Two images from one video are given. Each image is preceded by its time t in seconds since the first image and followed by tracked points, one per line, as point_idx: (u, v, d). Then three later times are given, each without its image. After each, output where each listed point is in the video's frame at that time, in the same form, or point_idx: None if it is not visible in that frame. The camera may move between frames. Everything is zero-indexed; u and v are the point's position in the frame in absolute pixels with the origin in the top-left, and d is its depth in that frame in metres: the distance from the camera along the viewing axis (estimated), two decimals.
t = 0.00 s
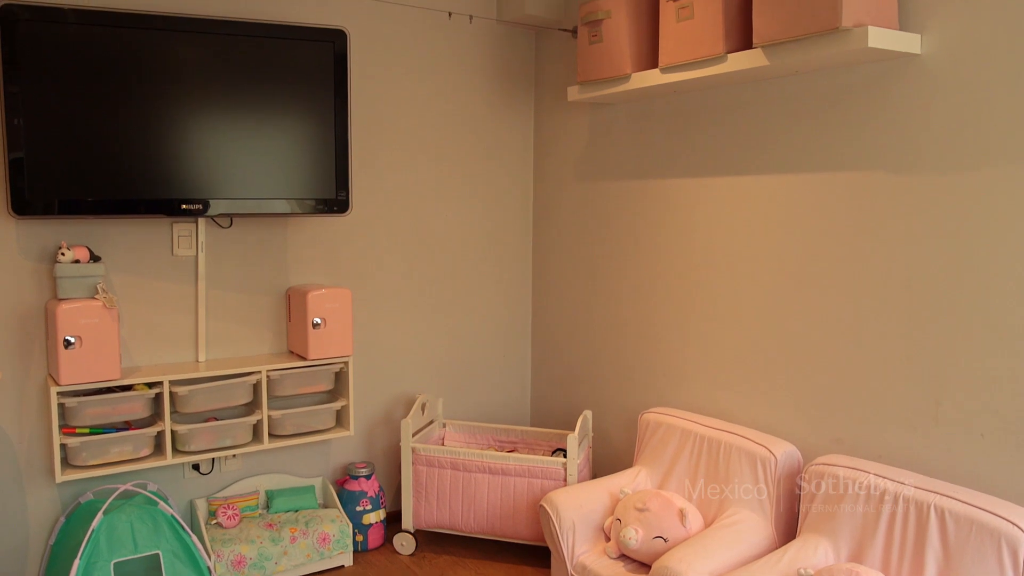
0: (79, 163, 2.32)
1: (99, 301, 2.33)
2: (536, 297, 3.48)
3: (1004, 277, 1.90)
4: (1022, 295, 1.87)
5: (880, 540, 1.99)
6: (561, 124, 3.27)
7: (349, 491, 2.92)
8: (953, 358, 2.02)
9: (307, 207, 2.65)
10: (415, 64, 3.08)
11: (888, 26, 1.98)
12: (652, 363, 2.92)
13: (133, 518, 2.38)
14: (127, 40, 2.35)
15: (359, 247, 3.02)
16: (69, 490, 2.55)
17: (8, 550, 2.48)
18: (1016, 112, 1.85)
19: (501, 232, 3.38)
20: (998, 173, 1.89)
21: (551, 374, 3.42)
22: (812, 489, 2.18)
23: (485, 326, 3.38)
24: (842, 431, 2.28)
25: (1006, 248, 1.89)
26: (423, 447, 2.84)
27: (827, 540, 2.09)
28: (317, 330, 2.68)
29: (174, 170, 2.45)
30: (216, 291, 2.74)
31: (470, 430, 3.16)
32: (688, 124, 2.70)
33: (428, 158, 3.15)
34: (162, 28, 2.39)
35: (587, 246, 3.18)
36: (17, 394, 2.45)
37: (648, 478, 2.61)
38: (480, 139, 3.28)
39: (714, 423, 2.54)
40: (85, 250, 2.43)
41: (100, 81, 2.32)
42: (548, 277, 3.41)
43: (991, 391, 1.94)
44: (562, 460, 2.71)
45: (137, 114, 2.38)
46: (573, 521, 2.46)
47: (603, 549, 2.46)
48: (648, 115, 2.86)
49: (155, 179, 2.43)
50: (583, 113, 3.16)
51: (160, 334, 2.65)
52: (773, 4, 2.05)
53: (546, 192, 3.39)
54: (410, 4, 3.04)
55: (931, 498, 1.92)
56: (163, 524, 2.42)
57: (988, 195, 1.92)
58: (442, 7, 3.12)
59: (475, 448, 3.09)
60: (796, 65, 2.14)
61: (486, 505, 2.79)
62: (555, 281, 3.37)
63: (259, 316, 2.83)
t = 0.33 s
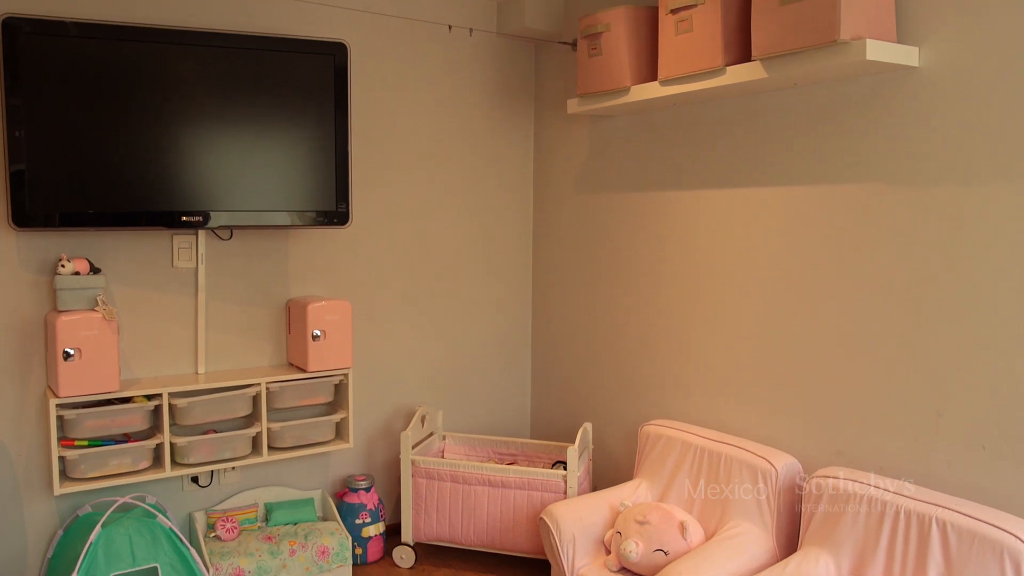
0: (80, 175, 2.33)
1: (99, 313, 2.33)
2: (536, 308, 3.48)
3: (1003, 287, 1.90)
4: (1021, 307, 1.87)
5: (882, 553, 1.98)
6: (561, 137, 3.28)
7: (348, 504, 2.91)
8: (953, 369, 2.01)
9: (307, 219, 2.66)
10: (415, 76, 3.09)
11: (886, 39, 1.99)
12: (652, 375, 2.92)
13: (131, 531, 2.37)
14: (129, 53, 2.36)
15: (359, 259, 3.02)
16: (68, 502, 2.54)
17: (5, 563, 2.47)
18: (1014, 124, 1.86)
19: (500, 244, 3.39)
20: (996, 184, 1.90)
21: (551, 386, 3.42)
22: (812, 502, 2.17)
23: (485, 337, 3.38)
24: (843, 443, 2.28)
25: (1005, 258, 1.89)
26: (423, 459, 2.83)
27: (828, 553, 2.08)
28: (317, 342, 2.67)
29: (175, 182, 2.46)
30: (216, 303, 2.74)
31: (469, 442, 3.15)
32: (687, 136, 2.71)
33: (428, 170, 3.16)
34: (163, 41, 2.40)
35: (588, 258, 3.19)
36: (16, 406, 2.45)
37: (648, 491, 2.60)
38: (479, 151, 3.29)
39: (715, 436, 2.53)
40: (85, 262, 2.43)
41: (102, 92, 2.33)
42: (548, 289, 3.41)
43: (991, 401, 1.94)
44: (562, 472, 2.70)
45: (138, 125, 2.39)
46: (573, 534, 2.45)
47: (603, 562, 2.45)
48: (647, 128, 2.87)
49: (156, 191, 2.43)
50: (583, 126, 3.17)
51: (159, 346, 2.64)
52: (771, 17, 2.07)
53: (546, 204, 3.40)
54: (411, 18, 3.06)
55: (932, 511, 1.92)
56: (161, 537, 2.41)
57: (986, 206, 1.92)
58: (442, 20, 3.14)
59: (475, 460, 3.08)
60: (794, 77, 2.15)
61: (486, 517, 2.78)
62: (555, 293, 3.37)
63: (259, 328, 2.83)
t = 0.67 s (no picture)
0: (80, 186, 2.33)
1: (98, 324, 2.33)
2: (536, 320, 3.48)
3: (1001, 290, 1.91)
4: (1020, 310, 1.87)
5: (884, 566, 1.97)
6: (561, 149, 3.29)
7: (347, 516, 2.89)
8: (952, 374, 2.01)
9: (307, 230, 2.66)
10: (416, 88, 3.11)
11: (884, 51, 2.00)
12: (652, 385, 2.91)
13: (128, 543, 2.36)
14: (130, 65, 2.37)
15: (359, 270, 3.02)
16: (66, 514, 2.52)
17: None
18: (1011, 130, 1.87)
19: (500, 255, 3.39)
20: (994, 193, 1.91)
21: (551, 398, 3.41)
22: (813, 514, 2.17)
23: (485, 349, 3.38)
24: (843, 448, 2.27)
25: (1003, 262, 1.90)
26: (422, 471, 2.82)
27: (830, 566, 2.07)
28: (317, 353, 2.67)
29: (175, 193, 2.46)
30: (215, 315, 2.74)
31: (469, 454, 3.14)
32: (687, 148, 2.72)
33: (428, 182, 3.17)
34: (164, 53, 2.41)
35: (587, 269, 3.19)
36: (14, 418, 2.44)
37: (648, 503, 2.59)
38: (479, 163, 3.30)
39: (715, 448, 2.52)
40: (85, 274, 2.43)
41: (101, 102, 2.34)
42: (547, 301, 3.41)
43: (990, 405, 1.94)
44: (562, 485, 2.68)
45: (139, 136, 2.39)
46: (573, 547, 2.44)
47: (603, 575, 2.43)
48: (647, 140, 2.88)
49: (156, 203, 2.44)
50: (583, 137, 3.18)
51: (158, 357, 2.64)
52: (770, 30, 2.08)
53: (545, 216, 3.40)
54: (411, 31, 3.08)
55: (934, 523, 1.91)
56: (159, 550, 2.40)
57: (983, 211, 1.93)
58: (442, 32, 3.16)
59: (475, 473, 3.07)
60: (793, 89, 2.16)
61: (485, 530, 2.76)
62: (555, 304, 3.37)
63: (259, 339, 2.83)
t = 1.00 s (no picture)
0: (81, 198, 2.34)
1: (99, 336, 2.33)
2: (536, 332, 3.48)
3: (1002, 299, 1.90)
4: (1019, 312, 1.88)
5: None
6: (561, 161, 3.30)
7: (347, 529, 2.88)
8: (952, 377, 2.01)
9: (308, 242, 2.66)
10: (417, 101, 3.12)
11: (884, 63, 2.01)
12: (653, 396, 2.91)
13: (127, 557, 2.34)
14: (131, 78, 2.38)
15: (360, 282, 3.03)
16: (64, 528, 2.51)
17: None
18: (1009, 135, 1.88)
19: (500, 267, 3.39)
20: (994, 205, 1.91)
21: (551, 410, 3.41)
22: (815, 527, 2.16)
23: (485, 361, 3.37)
24: (843, 450, 2.27)
25: (1002, 263, 1.90)
26: (422, 484, 2.81)
27: None
28: (317, 365, 2.66)
29: (176, 205, 2.47)
30: (216, 327, 2.74)
31: (470, 467, 3.13)
32: (687, 161, 2.73)
33: (429, 194, 3.17)
34: (165, 67, 2.42)
35: (588, 281, 3.19)
36: (13, 430, 2.43)
37: (650, 515, 2.58)
38: (480, 175, 3.31)
39: (716, 460, 2.52)
40: (85, 286, 2.43)
41: (103, 115, 2.35)
42: (548, 313, 3.41)
43: (990, 407, 1.93)
44: (563, 497, 2.67)
45: (141, 149, 2.40)
46: (573, 560, 2.43)
47: None
48: (647, 152, 2.89)
49: (157, 215, 2.44)
50: (583, 150, 3.19)
51: (158, 369, 2.63)
52: (769, 43, 2.09)
53: (546, 228, 3.41)
54: (412, 45, 3.09)
55: (936, 536, 1.90)
56: (158, 564, 2.39)
57: (981, 215, 1.94)
58: (443, 46, 3.17)
59: (475, 485, 3.06)
60: (793, 102, 2.17)
61: (486, 543, 2.75)
62: (556, 316, 3.37)
63: (259, 351, 2.82)
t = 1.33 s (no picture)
0: (82, 210, 2.34)
1: (99, 349, 2.32)
2: (536, 344, 3.48)
3: (1004, 311, 1.90)
4: (1019, 312, 1.88)
5: None
6: (562, 174, 3.31)
7: (347, 542, 2.87)
8: (953, 378, 2.01)
9: (309, 254, 2.67)
10: (418, 114, 3.14)
11: (884, 76, 2.02)
12: (654, 407, 2.90)
13: (126, 570, 2.33)
14: (134, 91, 2.39)
15: (360, 295, 3.03)
16: (63, 541, 2.50)
17: None
18: (1009, 143, 1.88)
19: (501, 279, 3.39)
20: (994, 217, 1.91)
21: (552, 422, 3.40)
22: (818, 540, 2.14)
23: (485, 373, 3.37)
24: (844, 450, 2.26)
25: (1002, 268, 1.90)
26: (423, 497, 2.80)
27: None
28: (317, 377, 2.66)
29: (177, 217, 2.47)
30: (216, 339, 2.74)
31: (470, 480, 3.12)
32: (687, 174, 2.74)
33: (430, 206, 3.18)
34: (168, 80, 2.44)
35: (588, 293, 3.20)
36: (13, 443, 2.43)
37: (650, 529, 2.57)
38: (480, 188, 3.32)
39: (717, 473, 2.51)
40: (86, 298, 2.43)
41: (106, 127, 2.36)
42: (548, 325, 3.41)
43: (993, 420, 1.93)
44: (564, 510, 2.67)
45: (142, 161, 2.41)
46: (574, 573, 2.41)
47: None
48: (647, 165, 2.90)
49: (158, 227, 2.45)
50: (583, 162, 3.20)
51: (159, 382, 2.63)
52: (769, 56, 2.10)
53: (546, 240, 3.42)
54: (414, 58, 3.11)
55: (939, 550, 1.89)
56: None
57: (981, 218, 1.94)
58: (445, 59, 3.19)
59: (476, 498, 3.05)
60: (793, 115, 2.18)
61: (486, 556, 2.73)
62: (556, 328, 3.37)
63: (259, 364, 2.82)
